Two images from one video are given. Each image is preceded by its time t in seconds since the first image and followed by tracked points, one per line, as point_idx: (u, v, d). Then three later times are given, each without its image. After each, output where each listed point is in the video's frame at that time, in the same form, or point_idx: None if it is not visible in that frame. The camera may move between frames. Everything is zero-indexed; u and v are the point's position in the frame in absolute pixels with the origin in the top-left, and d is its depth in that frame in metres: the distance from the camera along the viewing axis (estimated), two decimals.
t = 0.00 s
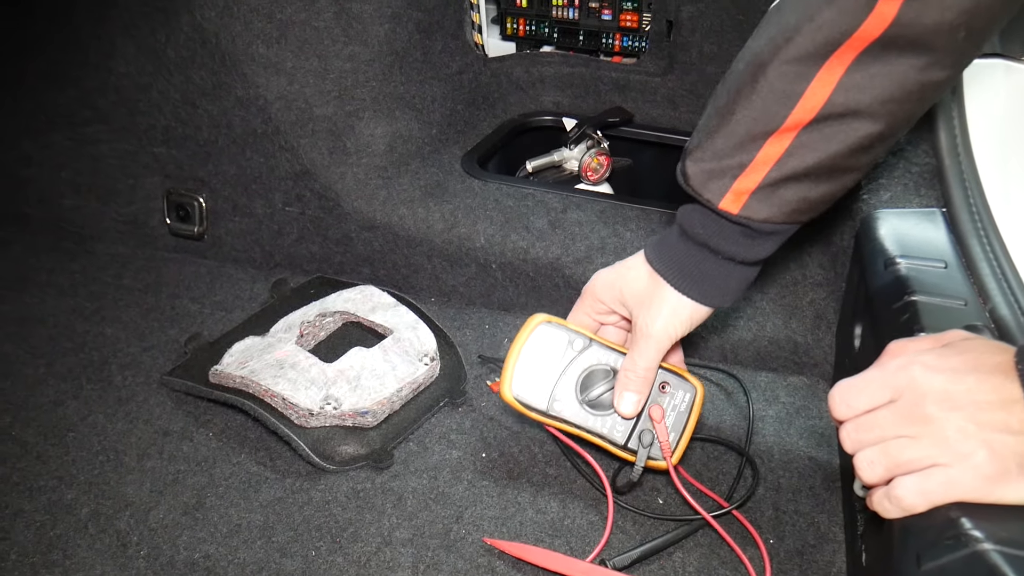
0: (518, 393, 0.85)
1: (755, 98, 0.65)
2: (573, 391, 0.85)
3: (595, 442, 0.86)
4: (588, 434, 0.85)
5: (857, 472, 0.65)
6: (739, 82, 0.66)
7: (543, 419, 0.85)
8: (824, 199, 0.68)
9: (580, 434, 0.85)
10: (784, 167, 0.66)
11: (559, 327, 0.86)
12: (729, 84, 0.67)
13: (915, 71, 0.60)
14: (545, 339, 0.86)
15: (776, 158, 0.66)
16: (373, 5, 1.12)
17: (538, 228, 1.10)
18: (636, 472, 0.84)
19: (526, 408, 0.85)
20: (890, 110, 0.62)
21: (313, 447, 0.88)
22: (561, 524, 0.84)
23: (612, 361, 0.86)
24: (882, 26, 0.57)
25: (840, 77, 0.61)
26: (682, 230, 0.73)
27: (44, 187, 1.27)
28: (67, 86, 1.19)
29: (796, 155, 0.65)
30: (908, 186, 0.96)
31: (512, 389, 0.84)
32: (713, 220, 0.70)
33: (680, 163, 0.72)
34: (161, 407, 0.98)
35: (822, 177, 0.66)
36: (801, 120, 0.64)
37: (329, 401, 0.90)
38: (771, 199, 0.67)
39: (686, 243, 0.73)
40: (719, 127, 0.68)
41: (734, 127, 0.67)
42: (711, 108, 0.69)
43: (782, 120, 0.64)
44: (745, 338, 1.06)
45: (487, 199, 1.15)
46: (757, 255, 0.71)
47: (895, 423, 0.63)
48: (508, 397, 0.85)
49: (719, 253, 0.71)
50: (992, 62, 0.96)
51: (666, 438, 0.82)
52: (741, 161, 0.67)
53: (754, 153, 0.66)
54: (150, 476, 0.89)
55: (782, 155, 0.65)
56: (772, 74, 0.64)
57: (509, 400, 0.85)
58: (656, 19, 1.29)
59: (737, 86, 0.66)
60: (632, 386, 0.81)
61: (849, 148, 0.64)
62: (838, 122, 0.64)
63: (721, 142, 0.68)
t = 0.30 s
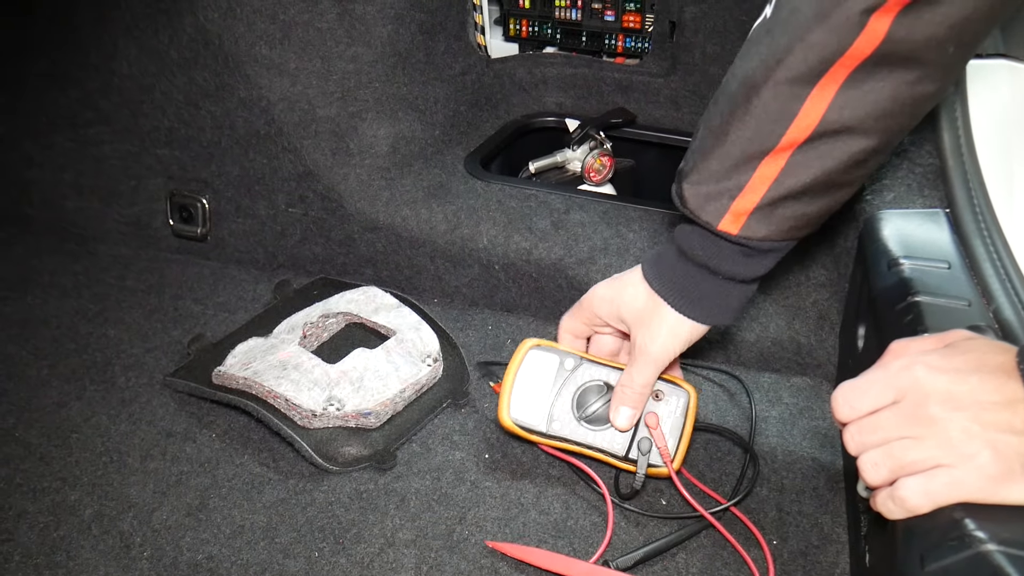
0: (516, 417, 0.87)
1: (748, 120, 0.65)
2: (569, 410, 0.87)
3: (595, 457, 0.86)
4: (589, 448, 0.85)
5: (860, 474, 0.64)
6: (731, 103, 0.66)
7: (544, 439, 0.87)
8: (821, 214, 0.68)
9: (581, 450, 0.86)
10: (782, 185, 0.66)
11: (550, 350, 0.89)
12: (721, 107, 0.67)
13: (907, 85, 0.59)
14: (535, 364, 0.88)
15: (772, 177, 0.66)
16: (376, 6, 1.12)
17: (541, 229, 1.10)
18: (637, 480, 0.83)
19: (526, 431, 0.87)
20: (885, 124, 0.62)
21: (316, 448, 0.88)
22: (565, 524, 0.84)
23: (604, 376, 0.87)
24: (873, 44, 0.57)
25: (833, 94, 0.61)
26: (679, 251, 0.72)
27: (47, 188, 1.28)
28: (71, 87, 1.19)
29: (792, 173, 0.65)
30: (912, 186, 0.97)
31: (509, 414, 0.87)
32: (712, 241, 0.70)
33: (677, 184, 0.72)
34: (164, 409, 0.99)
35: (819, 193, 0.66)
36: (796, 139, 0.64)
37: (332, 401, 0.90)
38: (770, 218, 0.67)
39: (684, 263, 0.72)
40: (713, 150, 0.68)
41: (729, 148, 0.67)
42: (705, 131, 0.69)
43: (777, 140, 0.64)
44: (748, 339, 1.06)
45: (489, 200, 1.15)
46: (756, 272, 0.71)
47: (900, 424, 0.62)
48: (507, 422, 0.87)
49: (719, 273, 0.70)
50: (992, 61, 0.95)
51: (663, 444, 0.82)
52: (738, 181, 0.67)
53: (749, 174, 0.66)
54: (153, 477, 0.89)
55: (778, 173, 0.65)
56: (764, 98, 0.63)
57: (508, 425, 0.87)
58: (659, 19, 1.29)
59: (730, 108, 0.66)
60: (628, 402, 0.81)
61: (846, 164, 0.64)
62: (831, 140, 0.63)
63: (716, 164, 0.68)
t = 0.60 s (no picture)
0: (513, 431, 0.87)
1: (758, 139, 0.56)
2: (564, 415, 0.88)
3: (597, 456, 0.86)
4: (590, 450, 0.86)
5: (861, 472, 0.63)
6: (736, 120, 0.57)
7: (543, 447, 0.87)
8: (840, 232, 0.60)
9: (581, 453, 0.86)
10: (807, 204, 0.57)
11: (532, 362, 0.91)
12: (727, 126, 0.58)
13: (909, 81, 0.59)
14: (523, 378, 0.90)
15: (792, 198, 0.57)
16: (376, 6, 1.12)
17: (541, 227, 1.10)
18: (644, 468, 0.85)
19: (525, 443, 0.87)
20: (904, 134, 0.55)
21: (317, 448, 0.88)
22: (567, 523, 0.84)
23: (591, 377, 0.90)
24: (894, 48, 0.50)
25: (852, 108, 0.53)
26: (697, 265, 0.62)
27: (48, 189, 1.28)
28: (71, 88, 1.19)
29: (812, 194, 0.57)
30: (912, 184, 0.97)
31: (506, 429, 0.87)
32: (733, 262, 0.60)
33: (686, 205, 0.62)
34: (165, 409, 0.99)
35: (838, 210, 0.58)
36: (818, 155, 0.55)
37: (333, 401, 0.90)
38: (791, 241, 0.59)
39: (702, 280, 0.62)
40: (722, 174, 0.58)
41: (740, 172, 0.57)
42: (709, 154, 0.60)
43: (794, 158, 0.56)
44: (750, 337, 1.06)
45: (490, 199, 1.15)
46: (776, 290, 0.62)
47: (901, 422, 0.62)
48: (504, 437, 0.87)
49: (740, 295, 0.61)
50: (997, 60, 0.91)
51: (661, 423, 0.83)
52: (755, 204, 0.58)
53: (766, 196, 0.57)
54: (155, 477, 0.89)
55: (798, 195, 0.57)
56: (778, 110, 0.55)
57: (506, 440, 0.87)
58: (659, 18, 1.29)
59: (738, 125, 0.57)
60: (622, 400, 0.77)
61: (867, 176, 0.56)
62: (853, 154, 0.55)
63: (728, 189, 0.58)
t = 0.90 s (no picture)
0: (516, 430, 0.87)
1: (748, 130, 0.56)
2: (567, 414, 0.87)
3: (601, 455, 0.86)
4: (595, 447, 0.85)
5: (862, 468, 0.64)
6: (726, 111, 0.57)
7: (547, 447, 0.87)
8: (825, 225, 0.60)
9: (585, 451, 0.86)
10: (794, 197, 0.57)
11: (533, 364, 0.91)
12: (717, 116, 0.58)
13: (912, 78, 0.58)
14: (525, 379, 0.90)
15: (780, 190, 0.57)
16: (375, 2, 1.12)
17: (541, 224, 1.10)
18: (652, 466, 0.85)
19: (529, 443, 0.87)
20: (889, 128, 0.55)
21: (318, 445, 0.88)
22: (567, 520, 0.84)
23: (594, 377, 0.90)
24: (884, 41, 0.50)
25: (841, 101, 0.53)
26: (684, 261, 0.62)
27: (48, 187, 1.28)
28: (71, 85, 1.19)
29: (799, 186, 0.57)
30: (913, 179, 0.96)
31: (509, 429, 0.87)
32: (720, 255, 0.60)
33: (675, 198, 0.62)
34: (165, 406, 0.98)
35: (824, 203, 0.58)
36: (806, 147, 0.55)
37: (334, 397, 0.90)
38: (777, 233, 0.59)
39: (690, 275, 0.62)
40: (710, 165, 0.58)
41: (729, 163, 0.57)
42: (698, 145, 0.60)
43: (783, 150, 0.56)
44: (750, 333, 1.06)
45: (490, 195, 1.15)
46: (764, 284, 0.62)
47: (902, 417, 0.62)
48: (508, 438, 0.87)
49: (727, 288, 0.61)
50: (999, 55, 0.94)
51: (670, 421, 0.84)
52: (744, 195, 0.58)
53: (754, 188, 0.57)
54: (155, 474, 0.89)
55: (785, 187, 0.57)
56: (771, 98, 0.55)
57: (510, 440, 0.87)
58: (659, 14, 1.28)
59: (727, 117, 0.57)
60: (615, 397, 0.76)
61: (855, 169, 0.57)
62: (841, 146, 0.55)
63: (717, 180, 0.58)
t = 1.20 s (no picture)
0: (532, 412, 0.87)
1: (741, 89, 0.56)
2: (584, 403, 0.87)
3: (614, 446, 0.85)
4: (609, 437, 0.85)
5: (866, 464, 0.63)
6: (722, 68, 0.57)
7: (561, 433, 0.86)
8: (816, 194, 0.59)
9: (597, 441, 0.85)
10: (781, 162, 0.56)
11: (554, 360, 0.92)
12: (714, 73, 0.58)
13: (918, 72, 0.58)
14: (546, 371, 0.90)
15: (770, 152, 0.56)
16: None
17: (544, 219, 1.09)
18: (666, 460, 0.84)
19: (544, 427, 0.87)
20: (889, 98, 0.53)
21: (320, 441, 0.88)
22: (570, 516, 0.84)
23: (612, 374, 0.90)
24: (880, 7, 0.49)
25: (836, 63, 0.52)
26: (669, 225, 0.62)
27: (50, 183, 1.28)
28: (71, 81, 1.19)
29: (789, 149, 0.56)
30: (917, 175, 0.95)
31: (526, 411, 0.87)
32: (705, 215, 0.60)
33: (666, 156, 0.63)
34: (167, 402, 0.98)
35: (816, 171, 0.57)
36: (796, 112, 0.55)
37: (336, 393, 0.89)
38: (764, 196, 0.58)
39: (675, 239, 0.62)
40: (703, 122, 0.59)
41: (720, 121, 0.57)
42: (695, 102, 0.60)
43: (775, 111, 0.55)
44: (753, 329, 1.05)
45: (492, 191, 1.14)
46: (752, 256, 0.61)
47: (907, 412, 0.62)
48: (523, 419, 0.87)
49: (711, 251, 0.60)
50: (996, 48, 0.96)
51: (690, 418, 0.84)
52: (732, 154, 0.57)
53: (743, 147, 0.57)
54: (157, 470, 0.89)
55: (774, 149, 0.56)
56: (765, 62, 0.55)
57: (525, 421, 0.87)
58: (661, 9, 1.30)
59: (724, 75, 0.57)
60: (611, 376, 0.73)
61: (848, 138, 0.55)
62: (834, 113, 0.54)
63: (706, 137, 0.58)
